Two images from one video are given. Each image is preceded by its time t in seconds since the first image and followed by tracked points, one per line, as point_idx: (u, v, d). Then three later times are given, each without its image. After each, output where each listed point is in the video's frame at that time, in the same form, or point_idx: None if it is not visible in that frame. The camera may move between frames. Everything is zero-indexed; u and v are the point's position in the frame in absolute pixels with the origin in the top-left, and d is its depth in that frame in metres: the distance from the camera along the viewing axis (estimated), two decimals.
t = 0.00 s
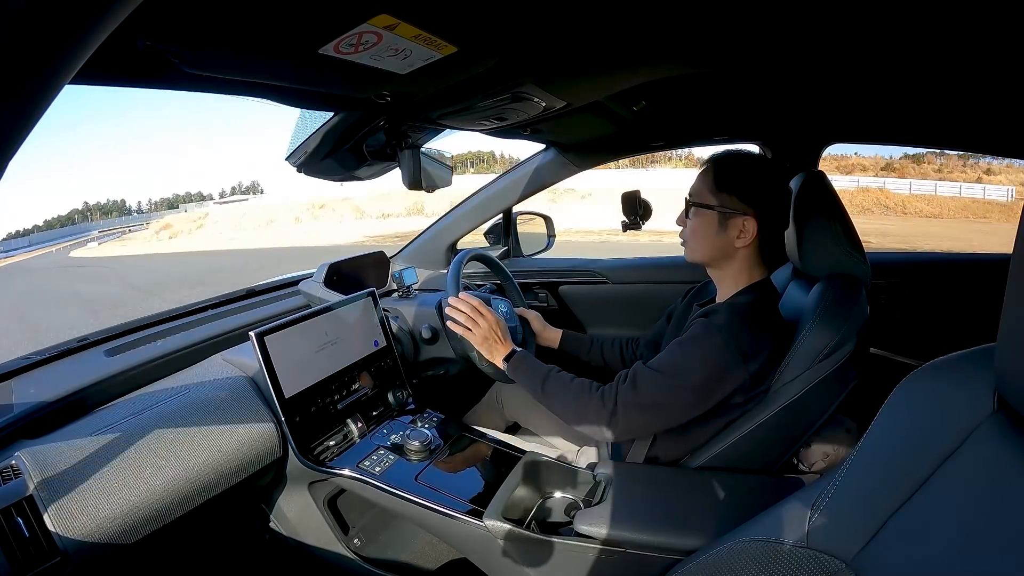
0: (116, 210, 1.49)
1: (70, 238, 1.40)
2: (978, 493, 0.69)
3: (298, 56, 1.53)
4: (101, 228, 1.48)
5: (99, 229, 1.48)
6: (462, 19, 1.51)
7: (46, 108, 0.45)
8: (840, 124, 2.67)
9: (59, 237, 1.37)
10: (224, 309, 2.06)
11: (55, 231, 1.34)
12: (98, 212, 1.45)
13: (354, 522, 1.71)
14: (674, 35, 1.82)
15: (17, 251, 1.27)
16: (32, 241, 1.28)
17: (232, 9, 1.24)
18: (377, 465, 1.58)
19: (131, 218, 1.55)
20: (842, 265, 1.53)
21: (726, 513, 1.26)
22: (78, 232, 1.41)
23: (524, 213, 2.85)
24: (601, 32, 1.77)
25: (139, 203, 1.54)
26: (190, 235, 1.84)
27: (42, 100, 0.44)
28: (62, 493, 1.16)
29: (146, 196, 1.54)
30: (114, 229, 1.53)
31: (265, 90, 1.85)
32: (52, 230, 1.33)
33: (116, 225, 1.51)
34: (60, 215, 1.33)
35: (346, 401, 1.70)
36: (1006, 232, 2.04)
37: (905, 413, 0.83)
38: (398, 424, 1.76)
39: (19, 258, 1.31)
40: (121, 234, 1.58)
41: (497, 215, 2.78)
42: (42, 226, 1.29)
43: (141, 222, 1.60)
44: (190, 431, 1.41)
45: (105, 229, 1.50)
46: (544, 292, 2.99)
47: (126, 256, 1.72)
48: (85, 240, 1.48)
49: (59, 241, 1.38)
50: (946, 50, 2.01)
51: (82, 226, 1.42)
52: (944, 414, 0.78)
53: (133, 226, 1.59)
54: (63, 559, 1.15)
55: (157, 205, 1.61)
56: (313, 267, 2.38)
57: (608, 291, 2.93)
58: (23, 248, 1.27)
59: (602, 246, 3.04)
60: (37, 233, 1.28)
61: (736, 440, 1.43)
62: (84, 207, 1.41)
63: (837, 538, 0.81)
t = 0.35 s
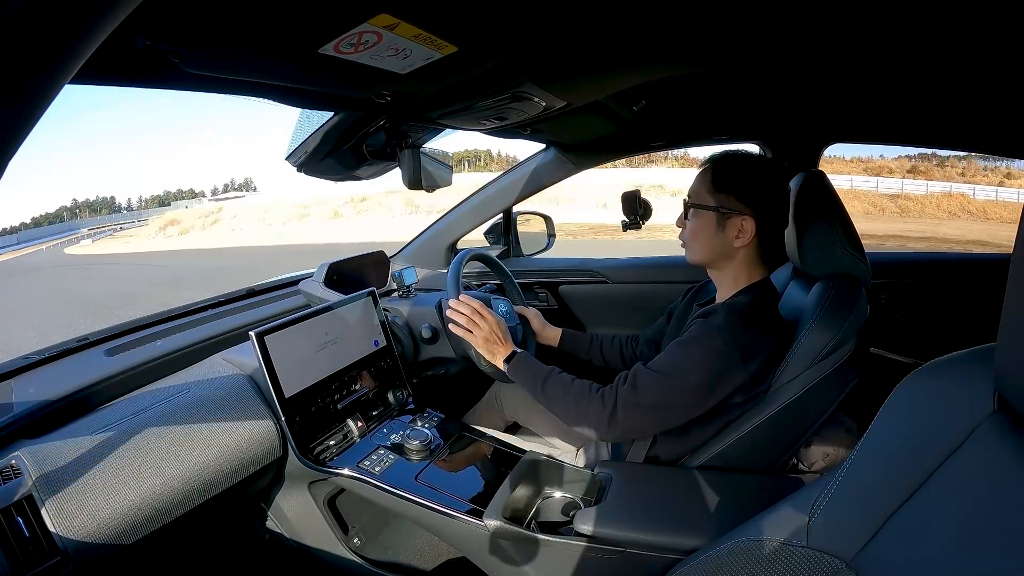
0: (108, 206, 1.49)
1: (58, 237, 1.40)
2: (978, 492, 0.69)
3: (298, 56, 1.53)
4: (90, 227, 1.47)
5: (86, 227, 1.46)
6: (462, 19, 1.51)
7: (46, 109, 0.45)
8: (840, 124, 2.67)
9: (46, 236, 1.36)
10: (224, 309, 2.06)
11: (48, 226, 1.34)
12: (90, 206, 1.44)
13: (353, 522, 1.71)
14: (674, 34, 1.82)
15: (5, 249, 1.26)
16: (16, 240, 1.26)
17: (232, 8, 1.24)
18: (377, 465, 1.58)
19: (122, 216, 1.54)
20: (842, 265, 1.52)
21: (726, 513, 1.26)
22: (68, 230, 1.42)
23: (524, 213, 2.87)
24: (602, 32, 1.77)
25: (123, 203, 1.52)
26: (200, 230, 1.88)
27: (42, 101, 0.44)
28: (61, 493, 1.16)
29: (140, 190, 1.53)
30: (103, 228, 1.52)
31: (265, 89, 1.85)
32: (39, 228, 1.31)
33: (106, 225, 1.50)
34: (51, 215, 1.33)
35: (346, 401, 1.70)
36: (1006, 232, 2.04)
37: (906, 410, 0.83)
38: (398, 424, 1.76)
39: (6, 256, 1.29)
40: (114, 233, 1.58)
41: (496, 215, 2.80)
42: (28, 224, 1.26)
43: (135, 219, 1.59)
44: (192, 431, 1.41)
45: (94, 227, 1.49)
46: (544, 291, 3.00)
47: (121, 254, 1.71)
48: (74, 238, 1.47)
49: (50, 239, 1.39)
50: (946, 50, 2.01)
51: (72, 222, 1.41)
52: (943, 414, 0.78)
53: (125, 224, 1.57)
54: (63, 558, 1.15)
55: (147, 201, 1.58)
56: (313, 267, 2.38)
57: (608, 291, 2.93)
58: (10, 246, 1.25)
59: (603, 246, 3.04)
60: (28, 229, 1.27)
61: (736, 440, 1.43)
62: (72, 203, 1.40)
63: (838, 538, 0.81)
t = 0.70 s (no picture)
0: (107, 205, 1.48)
1: (49, 237, 1.37)
2: (979, 492, 0.69)
3: (298, 56, 1.53)
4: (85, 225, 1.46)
5: (81, 225, 1.45)
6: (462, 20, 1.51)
7: (46, 108, 0.45)
8: (840, 125, 2.66)
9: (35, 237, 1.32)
10: (224, 309, 2.06)
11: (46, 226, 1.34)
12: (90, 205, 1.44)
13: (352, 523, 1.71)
14: (674, 35, 1.83)
15: None
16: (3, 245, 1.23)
17: (233, 8, 1.24)
18: (377, 466, 1.57)
19: (112, 216, 1.52)
20: (843, 267, 1.52)
21: (726, 514, 1.26)
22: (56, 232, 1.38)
23: (524, 214, 2.88)
24: (602, 33, 1.77)
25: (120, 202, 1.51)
26: (222, 227, 1.91)
27: (41, 102, 0.44)
28: (61, 493, 1.16)
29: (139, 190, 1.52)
30: (92, 228, 1.50)
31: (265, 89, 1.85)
32: (28, 229, 1.27)
33: (99, 225, 1.50)
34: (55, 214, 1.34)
35: (346, 402, 1.70)
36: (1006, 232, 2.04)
37: (906, 411, 0.83)
38: (398, 425, 1.76)
39: None
40: (106, 232, 1.56)
41: (496, 216, 2.81)
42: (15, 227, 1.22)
43: (126, 219, 1.57)
44: (192, 432, 1.41)
45: (85, 226, 1.46)
46: (544, 292, 3.00)
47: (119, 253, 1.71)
48: (65, 239, 1.45)
49: (40, 241, 1.35)
50: (946, 51, 2.01)
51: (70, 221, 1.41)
52: (943, 415, 0.78)
53: (118, 225, 1.56)
54: (63, 558, 1.15)
55: (142, 204, 1.57)
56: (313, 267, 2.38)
57: (608, 292, 2.93)
58: None
59: (602, 246, 3.04)
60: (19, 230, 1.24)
61: (736, 440, 1.43)
62: (61, 204, 1.37)
63: (838, 539, 0.81)
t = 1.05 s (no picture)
0: (105, 203, 1.48)
1: (37, 235, 1.34)
2: (979, 492, 0.70)
3: (298, 56, 1.54)
4: (73, 222, 1.44)
5: (67, 221, 1.42)
6: (462, 20, 1.51)
7: (46, 108, 0.45)
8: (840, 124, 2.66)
9: (22, 229, 1.26)
10: (225, 309, 2.06)
11: (40, 224, 1.32)
12: (93, 204, 1.45)
13: (353, 522, 1.71)
14: (674, 34, 1.83)
15: None
16: None
17: (232, 8, 1.24)
18: (377, 465, 1.57)
19: (102, 212, 1.48)
20: (841, 265, 1.52)
21: (725, 513, 1.26)
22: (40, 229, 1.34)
23: (524, 213, 2.88)
24: (602, 33, 1.77)
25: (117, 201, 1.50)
26: (230, 222, 1.94)
27: (41, 102, 0.44)
28: (61, 493, 1.16)
29: (139, 189, 1.52)
30: (83, 224, 1.48)
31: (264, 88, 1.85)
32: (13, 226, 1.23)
33: (98, 220, 1.49)
34: (47, 212, 1.32)
35: (346, 401, 1.70)
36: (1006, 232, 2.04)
37: (906, 410, 0.83)
38: (398, 424, 1.76)
39: None
40: (101, 228, 1.55)
41: (496, 215, 2.81)
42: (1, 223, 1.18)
43: (117, 216, 1.54)
44: (193, 431, 1.41)
45: (77, 223, 1.45)
46: (544, 291, 3.00)
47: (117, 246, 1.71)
48: (58, 236, 1.44)
49: (29, 237, 1.32)
50: (947, 50, 2.01)
51: (60, 217, 1.39)
52: (943, 414, 0.79)
53: (107, 221, 1.54)
54: (63, 558, 1.15)
55: (132, 198, 1.53)
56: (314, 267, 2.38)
57: (608, 291, 2.94)
58: None
59: (602, 246, 3.04)
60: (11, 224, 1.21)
61: (736, 440, 1.43)
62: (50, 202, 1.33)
63: (837, 538, 0.81)
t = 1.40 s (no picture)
0: (105, 203, 1.47)
1: (32, 236, 1.32)
2: (980, 491, 0.69)
3: (299, 57, 1.54)
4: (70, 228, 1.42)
5: (65, 226, 1.41)
6: (462, 20, 1.51)
7: (46, 108, 0.45)
8: (840, 124, 2.67)
9: (23, 230, 1.26)
10: (225, 309, 2.06)
11: (39, 229, 1.31)
12: (95, 205, 1.45)
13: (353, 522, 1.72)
14: (674, 34, 1.82)
15: None
16: None
17: (232, 8, 1.24)
18: (377, 465, 1.57)
19: (100, 214, 1.48)
20: (842, 264, 1.50)
21: (725, 513, 1.26)
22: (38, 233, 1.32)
23: (524, 213, 2.88)
24: (602, 32, 1.77)
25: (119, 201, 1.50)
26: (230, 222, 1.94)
27: (40, 102, 0.44)
28: (61, 492, 1.16)
29: (141, 189, 1.53)
30: (79, 226, 1.46)
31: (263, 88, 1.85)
32: (10, 229, 1.22)
33: (102, 221, 1.50)
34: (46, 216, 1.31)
35: (346, 401, 1.70)
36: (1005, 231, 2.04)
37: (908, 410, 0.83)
38: (398, 424, 1.76)
39: None
40: (100, 229, 1.55)
41: (496, 215, 2.81)
42: None
43: (115, 217, 1.53)
44: (193, 431, 1.41)
45: (70, 228, 1.43)
46: (544, 291, 3.00)
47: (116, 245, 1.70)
48: (55, 237, 1.43)
49: (27, 239, 1.32)
50: (946, 49, 2.00)
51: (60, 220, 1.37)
52: (943, 413, 0.79)
53: (108, 225, 1.53)
54: (63, 558, 1.15)
55: (130, 199, 1.53)
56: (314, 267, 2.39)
57: (608, 291, 2.94)
58: None
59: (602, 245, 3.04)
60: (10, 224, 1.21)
61: (736, 439, 1.43)
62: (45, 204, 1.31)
63: (837, 537, 0.81)
